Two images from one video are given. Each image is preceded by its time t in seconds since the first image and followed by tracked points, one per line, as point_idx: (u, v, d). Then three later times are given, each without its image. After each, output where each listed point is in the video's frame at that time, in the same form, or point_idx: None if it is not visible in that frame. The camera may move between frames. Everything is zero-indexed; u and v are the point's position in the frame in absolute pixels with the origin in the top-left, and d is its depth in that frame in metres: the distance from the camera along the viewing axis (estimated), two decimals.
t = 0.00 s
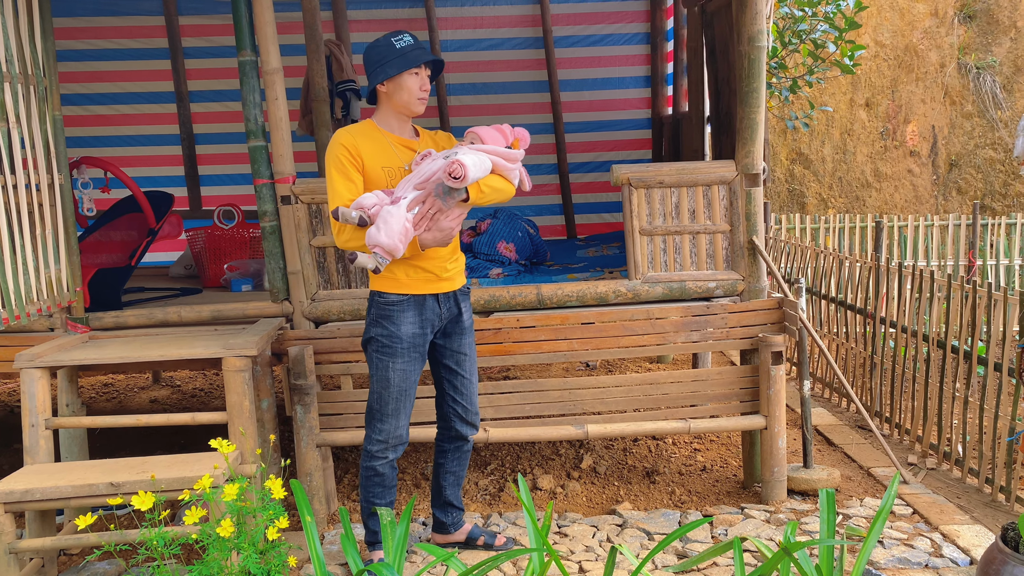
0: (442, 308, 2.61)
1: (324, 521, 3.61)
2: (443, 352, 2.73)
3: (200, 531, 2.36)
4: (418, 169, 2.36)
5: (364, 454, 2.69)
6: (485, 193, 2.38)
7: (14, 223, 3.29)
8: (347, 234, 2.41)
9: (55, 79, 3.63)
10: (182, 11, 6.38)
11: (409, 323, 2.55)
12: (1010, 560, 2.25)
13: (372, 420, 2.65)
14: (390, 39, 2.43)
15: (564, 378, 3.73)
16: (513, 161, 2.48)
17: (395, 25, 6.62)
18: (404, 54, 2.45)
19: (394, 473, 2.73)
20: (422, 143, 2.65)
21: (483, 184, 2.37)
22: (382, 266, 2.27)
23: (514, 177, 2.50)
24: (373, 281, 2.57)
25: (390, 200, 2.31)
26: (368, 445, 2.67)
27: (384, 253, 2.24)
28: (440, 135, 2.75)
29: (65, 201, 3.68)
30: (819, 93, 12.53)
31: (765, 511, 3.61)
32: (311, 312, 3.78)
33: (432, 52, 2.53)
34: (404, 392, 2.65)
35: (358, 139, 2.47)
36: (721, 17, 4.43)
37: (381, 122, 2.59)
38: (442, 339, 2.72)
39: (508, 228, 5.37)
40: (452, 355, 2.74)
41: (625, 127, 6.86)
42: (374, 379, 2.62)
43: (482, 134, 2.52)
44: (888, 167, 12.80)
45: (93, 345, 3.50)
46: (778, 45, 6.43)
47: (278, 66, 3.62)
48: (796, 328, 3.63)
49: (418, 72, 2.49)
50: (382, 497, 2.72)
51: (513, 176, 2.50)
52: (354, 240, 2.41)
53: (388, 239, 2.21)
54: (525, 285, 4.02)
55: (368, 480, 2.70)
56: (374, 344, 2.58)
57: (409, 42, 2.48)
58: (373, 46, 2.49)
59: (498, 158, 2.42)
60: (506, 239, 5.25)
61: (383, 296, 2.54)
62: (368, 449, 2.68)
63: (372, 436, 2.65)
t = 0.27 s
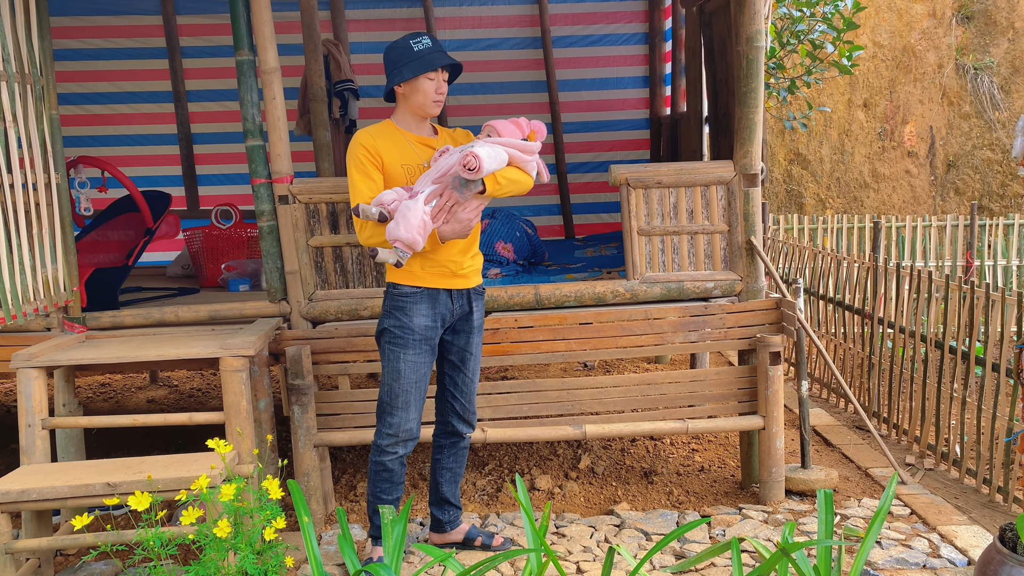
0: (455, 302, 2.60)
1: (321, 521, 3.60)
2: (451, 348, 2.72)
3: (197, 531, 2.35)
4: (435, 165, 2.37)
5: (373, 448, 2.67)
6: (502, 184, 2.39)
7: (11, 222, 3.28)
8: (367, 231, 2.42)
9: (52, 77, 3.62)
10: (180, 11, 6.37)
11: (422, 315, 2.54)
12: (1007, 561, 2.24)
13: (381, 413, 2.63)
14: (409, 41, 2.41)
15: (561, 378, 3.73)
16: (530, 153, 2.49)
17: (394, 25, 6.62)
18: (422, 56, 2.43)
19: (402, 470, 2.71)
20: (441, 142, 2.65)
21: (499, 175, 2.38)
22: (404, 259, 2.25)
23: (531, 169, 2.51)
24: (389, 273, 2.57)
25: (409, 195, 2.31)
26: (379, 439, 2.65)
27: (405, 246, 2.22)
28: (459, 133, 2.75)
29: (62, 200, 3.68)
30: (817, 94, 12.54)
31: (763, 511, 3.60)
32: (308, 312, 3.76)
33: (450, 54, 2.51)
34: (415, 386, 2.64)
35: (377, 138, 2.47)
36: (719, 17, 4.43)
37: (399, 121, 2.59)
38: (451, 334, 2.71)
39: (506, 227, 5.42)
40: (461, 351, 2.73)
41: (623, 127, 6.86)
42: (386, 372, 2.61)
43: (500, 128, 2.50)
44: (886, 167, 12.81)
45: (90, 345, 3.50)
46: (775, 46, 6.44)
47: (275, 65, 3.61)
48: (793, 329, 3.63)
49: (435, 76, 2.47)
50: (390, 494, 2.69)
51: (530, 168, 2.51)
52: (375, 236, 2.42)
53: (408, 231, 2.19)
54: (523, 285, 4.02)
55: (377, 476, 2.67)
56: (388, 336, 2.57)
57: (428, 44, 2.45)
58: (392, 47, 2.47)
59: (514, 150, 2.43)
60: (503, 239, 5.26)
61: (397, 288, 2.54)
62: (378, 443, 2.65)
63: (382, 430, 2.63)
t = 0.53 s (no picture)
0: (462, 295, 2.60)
1: (319, 522, 3.59)
2: (456, 345, 2.71)
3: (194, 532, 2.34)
4: (446, 164, 2.37)
5: (399, 450, 2.61)
6: (513, 183, 2.40)
7: (8, 222, 3.27)
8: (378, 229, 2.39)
9: (49, 76, 3.61)
10: (178, 10, 6.36)
11: (434, 310, 2.52)
12: (1006, 561, 2.24)
13: (402, 413, 2.57)
14: (422, 43, 2.39)
15: (560, 379, 3.73)
16: (538, 154, 2.48)
17: (392, 25, 6.62)
18: (434, 59, 2.42)
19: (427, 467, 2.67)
20: (447, 143, 2.64)
21: (511, 175, 2.39)
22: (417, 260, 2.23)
23: (539, 169, 2.50)
24: (397, 272, 2.54)
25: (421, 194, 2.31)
26: (403, 440, 2.59)
27: (420, 246, 2.20)
28: (464, 134, 2.74)
29: (59, 200, 3.67)
30: (815, 94, 12.55)
31: (762, 512, 3.60)
32: (306, 312, 3.76)
33: (462, 59, 2.50)
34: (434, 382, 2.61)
35: (387, 138, 2.46)
36: (718, 17, 4.43)
37: (407, 121, 2.57)
38: (454, 332, 2.70)
39: (504, 229, 5.41)
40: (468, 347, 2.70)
41: (621, 128, 6.86)
42: (403, 372, 2.56)
43: (508, 128, 2.49)
44: (884, 168, 12.82)
45: (87, 345, 3.49)
46: (774, 46, 6.44)
47: (274, 65, 3.61)
48: (792, 329, 3.63)
49: (446, 80, 2.46)
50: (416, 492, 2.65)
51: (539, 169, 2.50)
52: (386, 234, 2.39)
53: (424, 231, 2.18)
54: (522, 286, 4.01)
55: (404, 478, 2.62)
56: (402, 335, 2.53)
57: (441, 47, 2.44)
58: (403, 47, 2.45)
59: (524, 150, 2.43)
60: (502, 239, 5.25)
61: (407, 286, 2.50)
62: (401, 444, 2.60)
63: (406, 431, 2.58)
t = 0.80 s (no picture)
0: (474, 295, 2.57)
1: (317, 523, 3.59)
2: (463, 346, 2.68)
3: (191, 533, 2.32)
4: (453, 166, 2.37)
5: (429, 456, 2.56)
6: (523, 184, 2.42)
7: (5, 222, 3.27)
8: (390, 233, 2.33)
9: (47, 77, 3.61)
10: (176, 11, 6.36)
11: (452, 311, 2.48)
12: (1004, 562, 2.24)
13: (430, 419, 2.52)
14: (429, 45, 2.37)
15: (558, 380, 3.73)
16: (539, 155, 2.52)
17: (390, 25, 6.62)
18: (441, 62, 2.41)
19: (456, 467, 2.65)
20: (445, 144, 2.63)
21: (521, 176, 2.41)
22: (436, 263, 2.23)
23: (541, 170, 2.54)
24: (408, 277, 2.47)
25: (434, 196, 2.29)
26: (434, 446, 2.54)
27: (441, 249, 2.21)
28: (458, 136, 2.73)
29: (57, 200, 3.66)
30: (813, 95, 12.57)
31: (759, 513, 3.60)
32: (304, 313, 3.75)
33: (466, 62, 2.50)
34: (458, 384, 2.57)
35: (391, 138, 2.41)
36: (716, 17, 4.43)
37: (406, 121, 2.53)
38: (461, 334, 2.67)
39: (502, 229, 5.39)
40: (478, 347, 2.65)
41: (619, 128, 6.87)
42: (427, 377, 2.50)
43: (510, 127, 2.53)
44: (882, 169, 12.84)
45: (84, 345, 3.48)
46: (772, 47, 6.44)
47: (272, 65, 3.60)
48: (790, 330, 3.63)
49: (450, 83, 2.46)
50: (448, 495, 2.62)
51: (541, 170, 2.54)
52: (399, 237, 2.34)
53: (446, 234, 2.19)
54: (520, 286, 4.01)
55: (437, 483, 2.58)
56: (422, 340, 2.48)
57: (446, 50, 2.44)
58: (408, 47, 2.42)
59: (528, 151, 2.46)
60: (500, 240, 5.25)
61: (423, 290, 2.44)
62: (432, 450, 2.55)
63: (437, 436, 2.53)
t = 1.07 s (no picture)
0: (483, 300, 2.53)
1: (314, 524, 3.58)
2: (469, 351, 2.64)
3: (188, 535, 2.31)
4: (465, 167, 2.35)
5: (435, 464, 2.51)
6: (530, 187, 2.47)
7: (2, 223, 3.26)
8: (405, 236, 2.27)
9: (44, 77, 3.61)
10: (174, 11, 6.35)
11: (465, 318, 2.44)
12: (1002, 563, 2.24)
13: (439, 427, 2.47)
14: (427, 43, 2.37)
15: (556, 381, 3.72)
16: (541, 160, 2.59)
17: (388, 26, 6.62)
18: (438, 60, 2.41)
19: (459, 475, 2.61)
20: (440, 146, 2.60)
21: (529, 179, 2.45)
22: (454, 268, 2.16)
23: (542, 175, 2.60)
24: (421, 284, 2.41)
25: (449, 197, 2.25)
26: (439, 454, 2.50)
27: (461, 253, 2.16)
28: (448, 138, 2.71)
29: (53, 200, 3.65)
30: (810, 97, 12.59)
31: (758, 514, 3.60)
32: (301, 314, 3.74)
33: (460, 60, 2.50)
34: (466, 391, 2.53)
35: (395, 137, 2.36)
36: (714, 18, 4.43)
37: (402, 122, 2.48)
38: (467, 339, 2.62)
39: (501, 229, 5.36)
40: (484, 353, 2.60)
41: (617, 130, 6.87)
42: (438, 385, 2.45)
43: (513, 133, 2.60)
44: (879, 171, 12.85)
45: (81, 346, 3.47)
46: (770, 49, 6.45)
47: (270, 66, 3.59)
48: (788, 331, 3.63)
49: (447, 80, 2.45)
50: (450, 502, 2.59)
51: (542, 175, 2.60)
52: (413, 241, 2.28)
53: (467, 237, 2.15)
54: (517, 287, 4.01)
55: (440, 490, 2.54)
56: (435, 347, 2.41)
57: (442, 48, 2.44)
58: (404, 46, 2.40)
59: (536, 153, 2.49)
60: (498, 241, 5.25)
61: (437, 296, 2.38)
62: (436, 458, 2.50)
63: (443, 444, 2.49)
